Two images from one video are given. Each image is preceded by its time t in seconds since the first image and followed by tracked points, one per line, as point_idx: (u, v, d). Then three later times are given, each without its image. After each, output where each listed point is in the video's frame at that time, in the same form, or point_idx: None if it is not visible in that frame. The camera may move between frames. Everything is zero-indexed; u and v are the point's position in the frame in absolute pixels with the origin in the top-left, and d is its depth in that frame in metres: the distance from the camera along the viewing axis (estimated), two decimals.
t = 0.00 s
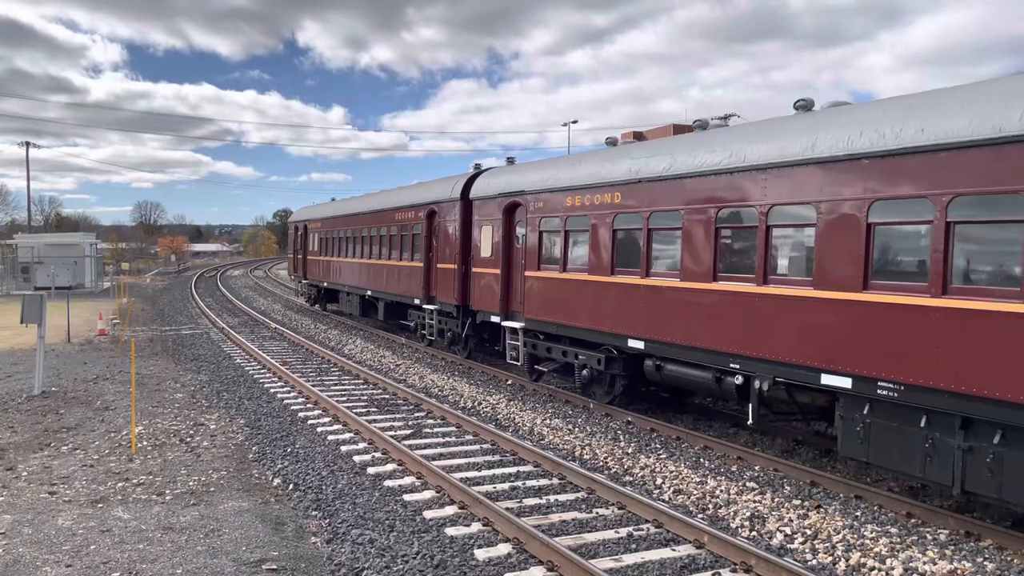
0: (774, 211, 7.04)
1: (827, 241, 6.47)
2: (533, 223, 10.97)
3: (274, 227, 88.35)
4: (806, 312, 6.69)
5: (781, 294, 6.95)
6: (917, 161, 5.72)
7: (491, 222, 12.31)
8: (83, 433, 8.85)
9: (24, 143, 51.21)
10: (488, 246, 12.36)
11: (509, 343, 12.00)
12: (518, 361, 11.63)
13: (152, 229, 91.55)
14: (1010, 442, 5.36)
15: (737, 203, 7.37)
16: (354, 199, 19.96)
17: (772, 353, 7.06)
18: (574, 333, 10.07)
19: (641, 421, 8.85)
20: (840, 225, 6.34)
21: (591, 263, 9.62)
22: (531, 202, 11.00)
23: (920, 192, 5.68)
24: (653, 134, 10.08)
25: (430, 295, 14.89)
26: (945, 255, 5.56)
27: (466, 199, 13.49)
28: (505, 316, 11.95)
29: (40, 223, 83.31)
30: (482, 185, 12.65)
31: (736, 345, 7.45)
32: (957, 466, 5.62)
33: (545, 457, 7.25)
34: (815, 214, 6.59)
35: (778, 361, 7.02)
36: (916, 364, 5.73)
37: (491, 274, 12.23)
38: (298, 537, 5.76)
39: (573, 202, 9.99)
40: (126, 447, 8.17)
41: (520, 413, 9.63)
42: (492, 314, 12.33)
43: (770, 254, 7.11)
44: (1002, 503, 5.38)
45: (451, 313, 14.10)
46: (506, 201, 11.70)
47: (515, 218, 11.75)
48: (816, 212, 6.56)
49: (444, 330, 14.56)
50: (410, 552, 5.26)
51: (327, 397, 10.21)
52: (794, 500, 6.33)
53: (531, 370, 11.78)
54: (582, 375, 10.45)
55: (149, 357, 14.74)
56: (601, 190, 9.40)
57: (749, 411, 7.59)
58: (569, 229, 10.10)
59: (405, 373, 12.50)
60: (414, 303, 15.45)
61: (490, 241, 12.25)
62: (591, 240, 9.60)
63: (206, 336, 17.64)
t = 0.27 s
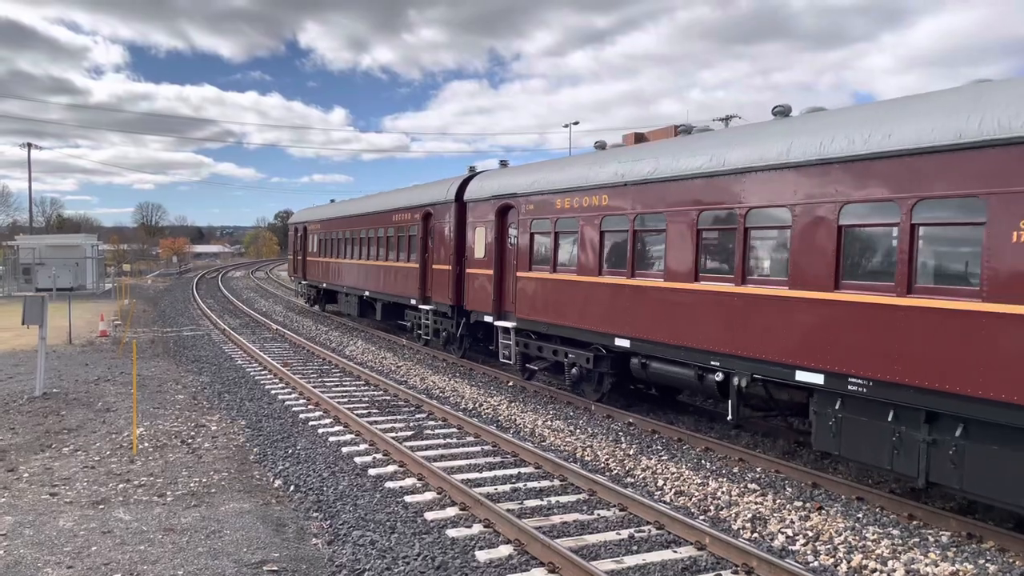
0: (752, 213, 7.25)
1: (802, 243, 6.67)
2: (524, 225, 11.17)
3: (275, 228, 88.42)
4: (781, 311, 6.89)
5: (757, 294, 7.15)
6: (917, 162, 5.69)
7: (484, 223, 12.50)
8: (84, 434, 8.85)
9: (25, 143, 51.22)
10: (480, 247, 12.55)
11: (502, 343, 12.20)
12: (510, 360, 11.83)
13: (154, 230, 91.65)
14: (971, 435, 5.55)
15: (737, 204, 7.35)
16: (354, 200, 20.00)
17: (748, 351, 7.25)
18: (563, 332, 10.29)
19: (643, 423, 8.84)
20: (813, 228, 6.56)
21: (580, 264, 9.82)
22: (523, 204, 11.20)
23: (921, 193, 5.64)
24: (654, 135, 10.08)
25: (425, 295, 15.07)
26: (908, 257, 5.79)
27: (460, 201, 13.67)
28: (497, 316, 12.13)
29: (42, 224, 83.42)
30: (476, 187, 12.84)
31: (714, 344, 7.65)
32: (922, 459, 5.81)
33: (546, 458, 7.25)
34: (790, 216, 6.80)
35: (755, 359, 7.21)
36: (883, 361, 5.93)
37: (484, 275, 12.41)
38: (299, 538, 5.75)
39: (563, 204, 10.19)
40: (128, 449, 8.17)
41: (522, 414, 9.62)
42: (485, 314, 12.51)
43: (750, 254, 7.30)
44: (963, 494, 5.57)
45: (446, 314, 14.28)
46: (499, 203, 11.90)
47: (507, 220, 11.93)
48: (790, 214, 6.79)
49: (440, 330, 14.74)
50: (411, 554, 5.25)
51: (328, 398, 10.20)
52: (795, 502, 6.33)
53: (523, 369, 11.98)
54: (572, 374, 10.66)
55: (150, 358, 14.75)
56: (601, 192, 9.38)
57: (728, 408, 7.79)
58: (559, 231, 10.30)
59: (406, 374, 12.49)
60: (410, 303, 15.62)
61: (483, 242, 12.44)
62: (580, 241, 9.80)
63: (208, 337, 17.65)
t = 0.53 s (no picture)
0: (732, 216, 7.44)
1: (779, 244, 6.88)
2: (516, 227, 11.44)
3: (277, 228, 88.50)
4: (760, 310, 7.09)
5: (736, 293, 7.36)
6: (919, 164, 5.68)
7: (478, 225, 12.73)
8: (86, 434, 8.86)
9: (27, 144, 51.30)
10: (475, 249, 12.80)
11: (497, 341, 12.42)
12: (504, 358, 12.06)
13: (156, 230, 91.80)
14: (936, 429, 5.76)
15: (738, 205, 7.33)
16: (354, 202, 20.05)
17: (728, 349, 7.46)
18: (553, 331, 10.50)
19: (645, 424, 8.84)
20: (789, 229, 6.77)
21: (569, 265, 10.03)
22: (514, 207, 11.48)
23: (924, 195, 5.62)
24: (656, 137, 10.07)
25: (422, 295, 15.30)
26: (877, 256, 6.00)
27: (456, 203, 13.91)
28: (491, 316, 12.38)
29: (44, 224, 83.57)
30: (470, 190, 13.11)
31: (696, 342, 7.87)
32: (890, 452, 6.00)
33: (548, 459, 7.24)
34: (767, 218, 7.01)
35: (735, 356, 7.42)
36: (855, 357, 6.15)
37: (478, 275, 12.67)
38: (301, 539, 5.76)
39: (553, 207, 10.43)
40: (130, 449, 8.18)
41: (523, 415, 9.62)
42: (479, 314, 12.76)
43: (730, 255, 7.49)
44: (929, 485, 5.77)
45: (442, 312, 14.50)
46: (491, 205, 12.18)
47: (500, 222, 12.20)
48: (767, 216, 7.00)
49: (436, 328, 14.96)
50: (413, 555, 5.25)
51: (330, 399, 10.20)
52: (797, 504, 6.32)
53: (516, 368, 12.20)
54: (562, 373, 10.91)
55: (153, 358, 14.77)
56: (602, 193, 9.37)
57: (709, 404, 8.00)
58: (550, 232, 10.54)
59: (408, 375, 12.50)
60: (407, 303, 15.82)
61: (477, 243, 12.71)
62: (568, 243, 10.02)
63: (210, 338, 17.67)
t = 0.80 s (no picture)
0: (714, 217, 7.71)
1: (756, 245, 7.16)
2: (510, 227, 11.73)
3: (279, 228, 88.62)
4: (738, 308, 7.37)
5: (718, 292, 7.60)
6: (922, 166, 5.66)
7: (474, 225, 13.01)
8: (89, 433, 8.88)
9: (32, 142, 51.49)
10: (470, 249, 13.06)
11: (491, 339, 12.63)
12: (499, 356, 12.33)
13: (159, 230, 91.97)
14: (904, 422, 6.01)
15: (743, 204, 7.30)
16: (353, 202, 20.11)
17: (711, 345, 7.70)
18: (546, 329, 10.75)
19: (647, 424, 8.83)
20: (765, 230, 7.03)
21: (560, 264, 10.34)
22: (509, 208, 11.78)
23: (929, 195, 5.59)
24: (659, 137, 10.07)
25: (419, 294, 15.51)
26: (848, 257, 6.26)
27: (452, 204, 14.15)
28: (485, 315, 12.64)
29: (47, 223, 83.80)
30: (466, 191, 13.38)
31: (681, 339, 8.11)
32: (861, 444, 6.28)
33: (550, 460, 7.24)
34: (745, 219, 7.27)
35: (714, 353, 7.70)
36: (831, 354, 6.37)
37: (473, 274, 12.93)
38: (303, 538, 5.76)
39: (545, 208, 10.73)
40: (133, 448, 8.20)
41: (525, 415, 9.63)
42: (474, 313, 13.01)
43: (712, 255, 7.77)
44: (897, 477, 6.03)
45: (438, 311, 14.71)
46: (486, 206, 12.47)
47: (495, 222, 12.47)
48: (747, 217, 7.24)
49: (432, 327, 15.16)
50: (415, 555, 5.25)
51: (332, 399, 10.21)
52: (800, 504, 6.31)
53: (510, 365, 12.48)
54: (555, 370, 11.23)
55: (156, 357, 14.80)
56: (604, 193, 9.37)
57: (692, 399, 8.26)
58: (542, 232, 10.83)
59: (410, 375, 12.51)
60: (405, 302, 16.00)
61: (472, 243, 12.98)
62: (560, 243, 10.33)
63: (213, 337, 17.70)
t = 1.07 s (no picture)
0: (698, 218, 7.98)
1: (735, 246, 7.45)
2: (503, 227, 11.96)
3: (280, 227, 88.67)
4: (719, 307, 7.66)
5: (700, 290, 7.90)
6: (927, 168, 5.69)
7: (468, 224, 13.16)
8: (90, 431, 8.89)
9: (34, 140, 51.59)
10: (464, 248, 13.26)
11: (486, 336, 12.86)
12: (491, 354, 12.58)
13: (161, 228, 92.07)
14: (873, 416, 6.33)
15: (744, 205, 7.32)
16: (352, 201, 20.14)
17: (693, 343, 7.98)
18: (537, 327, 11.02)
19: (648, 424, 8.83)
20: (745, 232, 7.32)
21: (551, 263, 10.60)
22: (501, 208, 12.01)
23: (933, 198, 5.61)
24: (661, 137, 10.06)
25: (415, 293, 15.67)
26: (821, 259, 6.56)
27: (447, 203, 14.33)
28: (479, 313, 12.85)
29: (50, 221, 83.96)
30: (460, 191, 13.59)
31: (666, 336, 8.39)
32: (833, 437, 6.60)
33: (551, 459, 7.24)
34: (727, 221, 7.55)
35: (697, 350, 7.99)
36: (806, 351, 6.67)
37: (467, 273, 13.14)
38: (304, 537, 5.77)
39: (537, 208, 10.97)
40: (134, 446, 8.20)
41: (526, 415, 9.63)
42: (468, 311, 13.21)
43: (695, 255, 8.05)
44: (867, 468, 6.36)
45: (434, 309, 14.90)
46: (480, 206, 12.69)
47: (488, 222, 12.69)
48: (728, 220, 7.52)
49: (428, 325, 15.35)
50: (415, 554, 5.25)
51: (333, 398, 10.22)
52: (800, 505, 6.30)
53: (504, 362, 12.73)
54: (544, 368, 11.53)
55: (157, 356, 14.82)
56: (606, 193, 9.39)
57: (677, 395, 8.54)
58: (534, 232, 11.07)
59: (411, 374, 12.52)
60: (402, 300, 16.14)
61: (466, 243, 13.20)
62: (551, 242, 10.59)
63: (214, 335, 17.71)
